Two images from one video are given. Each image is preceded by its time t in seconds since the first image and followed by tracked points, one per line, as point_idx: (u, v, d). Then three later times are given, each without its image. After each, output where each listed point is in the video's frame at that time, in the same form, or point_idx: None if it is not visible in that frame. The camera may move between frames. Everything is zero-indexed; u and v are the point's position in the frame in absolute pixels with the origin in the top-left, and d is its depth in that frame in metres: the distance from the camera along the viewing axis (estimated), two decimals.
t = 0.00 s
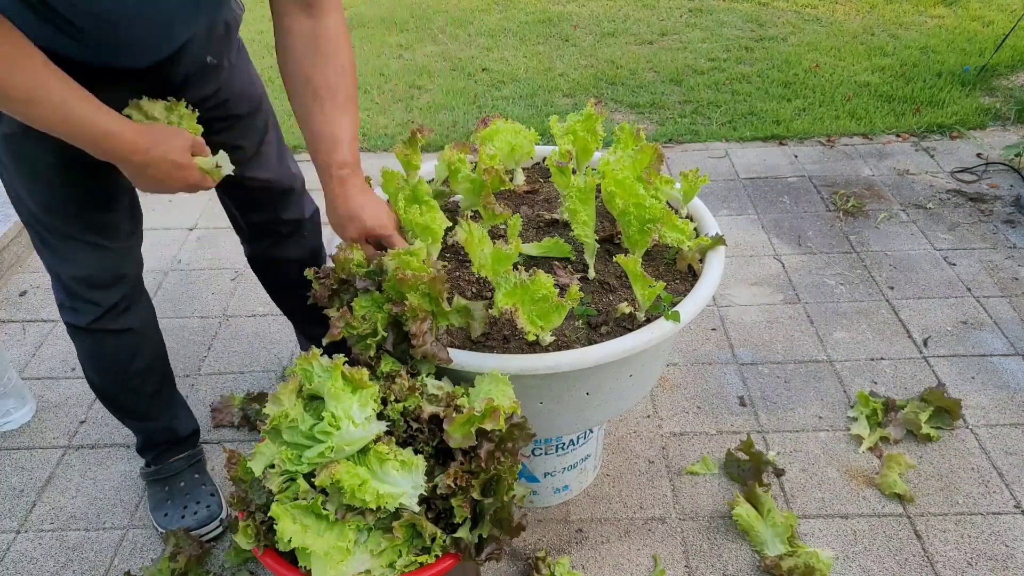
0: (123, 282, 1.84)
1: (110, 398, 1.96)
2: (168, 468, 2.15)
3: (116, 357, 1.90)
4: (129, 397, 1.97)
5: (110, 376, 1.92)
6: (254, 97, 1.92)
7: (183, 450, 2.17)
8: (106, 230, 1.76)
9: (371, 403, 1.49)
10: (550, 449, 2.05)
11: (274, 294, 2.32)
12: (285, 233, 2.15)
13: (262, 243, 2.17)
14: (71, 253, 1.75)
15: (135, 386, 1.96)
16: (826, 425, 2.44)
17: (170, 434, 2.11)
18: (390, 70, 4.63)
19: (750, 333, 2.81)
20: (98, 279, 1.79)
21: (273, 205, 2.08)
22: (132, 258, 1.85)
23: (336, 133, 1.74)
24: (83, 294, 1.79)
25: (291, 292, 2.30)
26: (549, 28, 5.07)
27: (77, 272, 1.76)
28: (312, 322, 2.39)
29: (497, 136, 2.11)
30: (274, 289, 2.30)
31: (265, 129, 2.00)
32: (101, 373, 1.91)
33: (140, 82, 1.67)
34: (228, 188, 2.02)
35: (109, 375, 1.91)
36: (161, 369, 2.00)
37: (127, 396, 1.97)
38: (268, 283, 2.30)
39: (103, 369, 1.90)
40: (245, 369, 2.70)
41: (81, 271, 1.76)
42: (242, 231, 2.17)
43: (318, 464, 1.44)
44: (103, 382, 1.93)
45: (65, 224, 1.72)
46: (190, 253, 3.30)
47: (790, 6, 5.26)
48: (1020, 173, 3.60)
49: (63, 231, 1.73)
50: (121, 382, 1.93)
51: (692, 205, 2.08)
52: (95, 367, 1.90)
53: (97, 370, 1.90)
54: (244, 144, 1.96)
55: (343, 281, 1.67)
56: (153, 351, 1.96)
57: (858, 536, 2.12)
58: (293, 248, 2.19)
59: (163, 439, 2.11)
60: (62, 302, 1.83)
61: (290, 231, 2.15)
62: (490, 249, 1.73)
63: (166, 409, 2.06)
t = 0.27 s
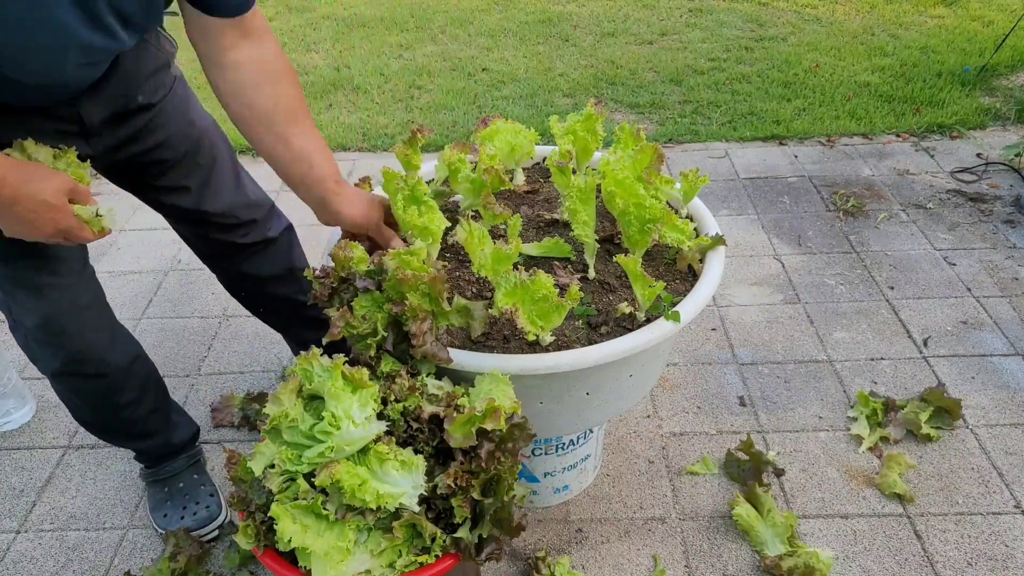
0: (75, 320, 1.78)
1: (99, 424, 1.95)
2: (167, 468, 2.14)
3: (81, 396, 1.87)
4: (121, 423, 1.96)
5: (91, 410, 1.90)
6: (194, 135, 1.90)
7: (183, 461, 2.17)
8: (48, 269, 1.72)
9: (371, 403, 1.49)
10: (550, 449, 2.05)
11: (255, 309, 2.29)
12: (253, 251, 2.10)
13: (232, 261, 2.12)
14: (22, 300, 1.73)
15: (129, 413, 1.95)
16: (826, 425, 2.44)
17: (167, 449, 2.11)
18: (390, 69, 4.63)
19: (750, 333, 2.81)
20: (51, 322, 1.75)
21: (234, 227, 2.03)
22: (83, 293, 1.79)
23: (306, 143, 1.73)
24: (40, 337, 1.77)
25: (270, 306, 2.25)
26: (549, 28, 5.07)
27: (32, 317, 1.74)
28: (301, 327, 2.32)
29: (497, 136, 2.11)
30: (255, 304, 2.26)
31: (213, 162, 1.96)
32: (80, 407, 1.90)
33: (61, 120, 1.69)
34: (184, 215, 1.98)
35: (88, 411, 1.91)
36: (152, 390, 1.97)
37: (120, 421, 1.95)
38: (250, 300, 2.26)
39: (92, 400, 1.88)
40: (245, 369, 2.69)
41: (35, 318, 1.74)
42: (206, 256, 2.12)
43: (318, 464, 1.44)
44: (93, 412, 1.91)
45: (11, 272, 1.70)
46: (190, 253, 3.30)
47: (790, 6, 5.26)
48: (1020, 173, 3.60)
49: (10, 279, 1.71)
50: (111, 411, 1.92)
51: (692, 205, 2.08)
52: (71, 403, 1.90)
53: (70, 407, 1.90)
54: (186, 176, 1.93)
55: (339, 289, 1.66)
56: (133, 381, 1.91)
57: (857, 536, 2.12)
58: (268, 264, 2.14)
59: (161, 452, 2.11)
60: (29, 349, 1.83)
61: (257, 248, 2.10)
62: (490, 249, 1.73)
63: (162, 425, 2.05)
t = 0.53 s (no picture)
0: (97, 304, 1.78)
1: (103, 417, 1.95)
2: (167, 468, 2.14)
3: (95, 381, 1.85)
4: (122, 419, 1.97)
5: (100, 398, 1.89)
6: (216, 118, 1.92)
7: (183, 462, 2.17)
8: (75, 251, 1.72)
9: (371, 403, 1.49)
10: (550, 449, 2.05)
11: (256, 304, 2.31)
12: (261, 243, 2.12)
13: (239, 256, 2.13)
14: (41, 278, 1.70)
15: (130, 406, 1.94)
16: (826, 425, 2.44)
17: (168, 448, 2.11)
18: (390, 69, 4.63)
19: (750, 333, 2.81)
20: (71, 304, 1.73)
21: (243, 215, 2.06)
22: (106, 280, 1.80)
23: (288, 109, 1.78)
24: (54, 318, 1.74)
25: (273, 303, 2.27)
26: (549, 28, 5.07)
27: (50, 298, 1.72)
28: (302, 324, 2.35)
29: (497, 136, 2.11)
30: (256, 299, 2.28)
31: (231, 146, 1.99)
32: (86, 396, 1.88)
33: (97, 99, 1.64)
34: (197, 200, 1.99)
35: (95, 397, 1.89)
36: (155, 385, 1.98)
37: (122, 415, 1.95)
38: (251, 295, 2.27)
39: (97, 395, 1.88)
40: (245, 369, 2.69)
41: (53, 298, 1.72)
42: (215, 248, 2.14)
43: (318, 464, 1.44)
44: (96, 406, 1.91)
45: (32, 248, 1.67)
46: (190, 253, 3.30)
47: (790, 6, 5.26)
48: (1020, 173, 3.60)
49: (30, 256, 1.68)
50: (113, 403, 1.91)
51: (692, 205, 2.08)
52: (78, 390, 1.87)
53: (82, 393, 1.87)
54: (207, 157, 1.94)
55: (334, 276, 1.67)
56: (138, 372, 1.92)
57: (857, 536, 2.12)
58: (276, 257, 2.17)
59: (161, 452, 2.11)
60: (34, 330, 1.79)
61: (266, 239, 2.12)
62: (490, 249, 1.73)
63: (163, 424, 2.06)
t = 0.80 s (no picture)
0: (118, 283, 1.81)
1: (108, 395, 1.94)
2: (168, 467, 2.14)
3: (108, 357, 1.86)
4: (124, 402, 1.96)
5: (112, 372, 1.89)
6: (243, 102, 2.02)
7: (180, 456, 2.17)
8: (103, 229, 1.74)
9: (371, 402, 1.49)
10: (550, 449, 2.05)
11: (263, 294, 2.34)
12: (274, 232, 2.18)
13: (250, 242, 2.18)
14: (64, 253, 1.71)
15: (134, 387, 1.94)
16: (826, 425, 2.44)
17: (167, 438, 2.10)
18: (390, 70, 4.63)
19: (750, 333, 2.81)
20: (93, 280, 1.75)
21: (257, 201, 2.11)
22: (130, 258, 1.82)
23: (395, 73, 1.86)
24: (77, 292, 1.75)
25: (276, 293, 2.32)
26: (549, 28, 5.07)
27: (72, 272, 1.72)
28: (304, 318, 2.39)
29: (497, 136, 2.11)
30: (263, 290, 2.31)
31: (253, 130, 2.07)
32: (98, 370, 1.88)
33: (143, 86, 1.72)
34: (215, 180, 2.04)
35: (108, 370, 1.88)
36: (156, 369, 1.98)
37: (124, 396, 1.95)
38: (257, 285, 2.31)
39: (102, 376, 1.89)
40: (245, 369, 2.70)
41: (75, 272, 1.72)
42: (228, 232, 2.19)
43: (318, 464, 1.44)
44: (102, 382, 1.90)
45: (60, 223, 1.69)
46: (191, 253, 3.30)
47: (790, 6, 5.26)
48: (1019, 173, 3.60)
49: (56, 231, 1.69)
50: (120, 382, 1.91)
51: (693, 205, 2.08)
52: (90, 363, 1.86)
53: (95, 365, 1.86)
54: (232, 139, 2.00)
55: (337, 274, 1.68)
56: (145, 352, 1.92)
57: (857, 537, 2.12)
58: (283, 247, 2.21)
59: (160, 442, 2.10)
60: (50, 304, 1.78)
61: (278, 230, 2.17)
62: (490, 249, 1.73)
63: (163, 413, 2.06)
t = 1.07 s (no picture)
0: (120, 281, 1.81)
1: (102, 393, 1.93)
2: (168, 468, 2.14)
3: (107, 357, 1.86)
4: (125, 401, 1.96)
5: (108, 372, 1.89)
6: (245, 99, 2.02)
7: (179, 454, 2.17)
8: (104, 230, 1.74)
9: (371, 402, 1.49)
10: (550, 449, 2.05)
11: (265, 293, 2.34)
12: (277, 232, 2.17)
13: (252, 242, 2.17)
14: (65, 254, 1.72)
15: (134, 384, 1.94)
16: (826, 425, 2.44)
17: (167, 436, 2.10)
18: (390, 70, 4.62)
19: (750, 333, 2.81)
20: (94, 279, 1.75)
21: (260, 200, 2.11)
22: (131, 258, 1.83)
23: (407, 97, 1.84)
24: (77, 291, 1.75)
25: (278, 292, 2.31)
26: (549, 28, 5.07)
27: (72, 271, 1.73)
28: (306, 318, 2.39)
29: (497, 136, 2.11)
30: (265, 290, 2.31)
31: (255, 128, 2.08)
32: (95, 370, 1.88)
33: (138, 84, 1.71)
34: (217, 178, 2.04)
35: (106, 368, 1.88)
36: (155, 369, 1.98)
37: (124, 396, 1.95)
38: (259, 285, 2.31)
39: (103, 377, 1.89)
40: (245, 369, 2.70)
41: (77, 272, 1.73)
42: (230, 230, 2.18)
43: (318, 464, 1.44)
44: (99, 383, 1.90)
45: (61, 224, 1.69)
46: (190, 253, 3.30)
47: (790, 6, 5.27)
48: (1019, 173, 3.60)
49: (57, 231, 1.69)
50: (120, 384, 1.92)
51: (693, 205, 2.08)
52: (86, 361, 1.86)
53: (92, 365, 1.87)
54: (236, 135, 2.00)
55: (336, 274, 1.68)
56: (144, 351, 1.93)
57: (857, 537, 2.12)
58: (286, 247, 2.20)
59: (161, 440, 2.10)
60: (50, 302, 1.79)
61: (281, 230, 2.16)
62: (490, 249, 1.73)
63: (162, 410, 2.06)
